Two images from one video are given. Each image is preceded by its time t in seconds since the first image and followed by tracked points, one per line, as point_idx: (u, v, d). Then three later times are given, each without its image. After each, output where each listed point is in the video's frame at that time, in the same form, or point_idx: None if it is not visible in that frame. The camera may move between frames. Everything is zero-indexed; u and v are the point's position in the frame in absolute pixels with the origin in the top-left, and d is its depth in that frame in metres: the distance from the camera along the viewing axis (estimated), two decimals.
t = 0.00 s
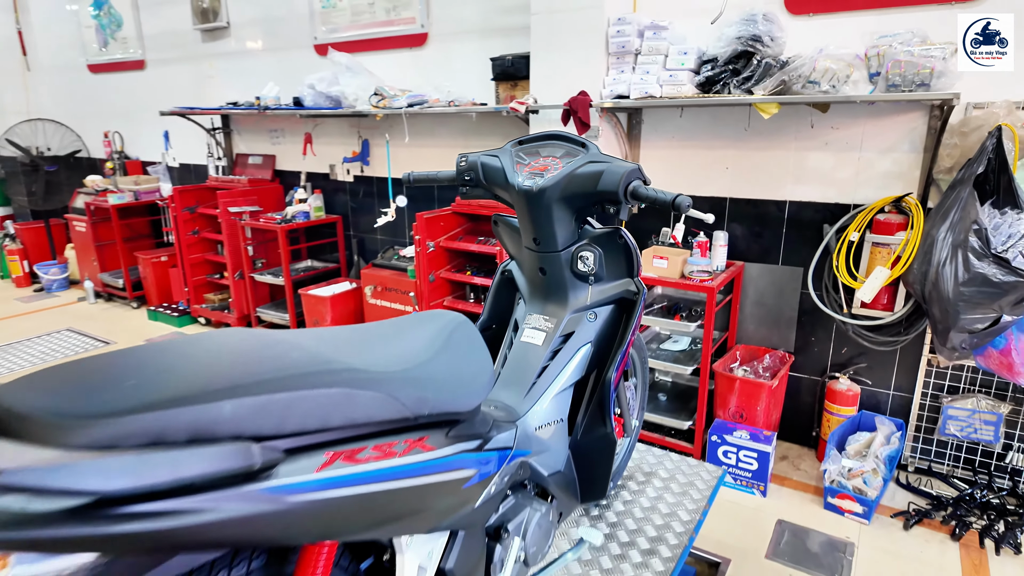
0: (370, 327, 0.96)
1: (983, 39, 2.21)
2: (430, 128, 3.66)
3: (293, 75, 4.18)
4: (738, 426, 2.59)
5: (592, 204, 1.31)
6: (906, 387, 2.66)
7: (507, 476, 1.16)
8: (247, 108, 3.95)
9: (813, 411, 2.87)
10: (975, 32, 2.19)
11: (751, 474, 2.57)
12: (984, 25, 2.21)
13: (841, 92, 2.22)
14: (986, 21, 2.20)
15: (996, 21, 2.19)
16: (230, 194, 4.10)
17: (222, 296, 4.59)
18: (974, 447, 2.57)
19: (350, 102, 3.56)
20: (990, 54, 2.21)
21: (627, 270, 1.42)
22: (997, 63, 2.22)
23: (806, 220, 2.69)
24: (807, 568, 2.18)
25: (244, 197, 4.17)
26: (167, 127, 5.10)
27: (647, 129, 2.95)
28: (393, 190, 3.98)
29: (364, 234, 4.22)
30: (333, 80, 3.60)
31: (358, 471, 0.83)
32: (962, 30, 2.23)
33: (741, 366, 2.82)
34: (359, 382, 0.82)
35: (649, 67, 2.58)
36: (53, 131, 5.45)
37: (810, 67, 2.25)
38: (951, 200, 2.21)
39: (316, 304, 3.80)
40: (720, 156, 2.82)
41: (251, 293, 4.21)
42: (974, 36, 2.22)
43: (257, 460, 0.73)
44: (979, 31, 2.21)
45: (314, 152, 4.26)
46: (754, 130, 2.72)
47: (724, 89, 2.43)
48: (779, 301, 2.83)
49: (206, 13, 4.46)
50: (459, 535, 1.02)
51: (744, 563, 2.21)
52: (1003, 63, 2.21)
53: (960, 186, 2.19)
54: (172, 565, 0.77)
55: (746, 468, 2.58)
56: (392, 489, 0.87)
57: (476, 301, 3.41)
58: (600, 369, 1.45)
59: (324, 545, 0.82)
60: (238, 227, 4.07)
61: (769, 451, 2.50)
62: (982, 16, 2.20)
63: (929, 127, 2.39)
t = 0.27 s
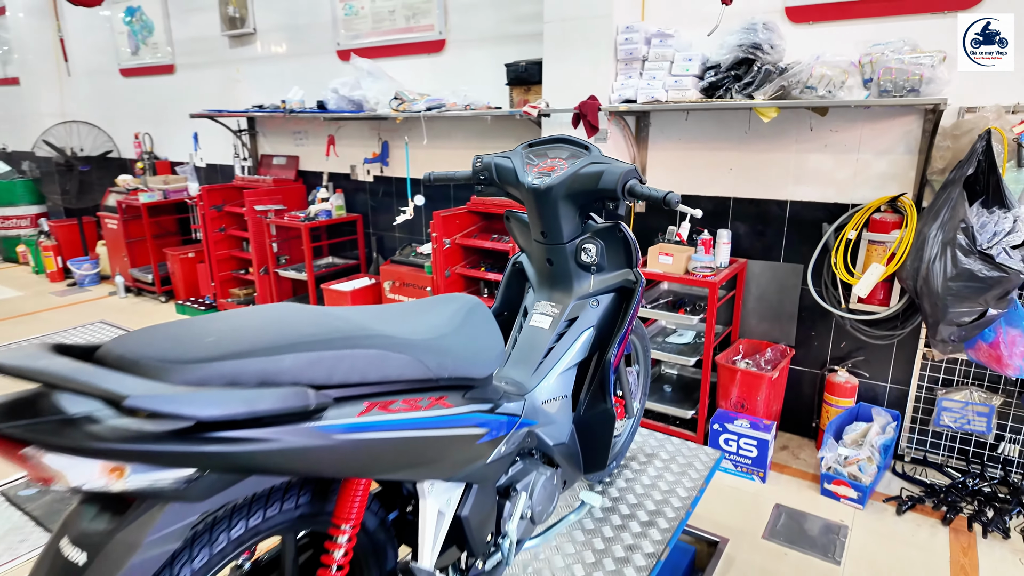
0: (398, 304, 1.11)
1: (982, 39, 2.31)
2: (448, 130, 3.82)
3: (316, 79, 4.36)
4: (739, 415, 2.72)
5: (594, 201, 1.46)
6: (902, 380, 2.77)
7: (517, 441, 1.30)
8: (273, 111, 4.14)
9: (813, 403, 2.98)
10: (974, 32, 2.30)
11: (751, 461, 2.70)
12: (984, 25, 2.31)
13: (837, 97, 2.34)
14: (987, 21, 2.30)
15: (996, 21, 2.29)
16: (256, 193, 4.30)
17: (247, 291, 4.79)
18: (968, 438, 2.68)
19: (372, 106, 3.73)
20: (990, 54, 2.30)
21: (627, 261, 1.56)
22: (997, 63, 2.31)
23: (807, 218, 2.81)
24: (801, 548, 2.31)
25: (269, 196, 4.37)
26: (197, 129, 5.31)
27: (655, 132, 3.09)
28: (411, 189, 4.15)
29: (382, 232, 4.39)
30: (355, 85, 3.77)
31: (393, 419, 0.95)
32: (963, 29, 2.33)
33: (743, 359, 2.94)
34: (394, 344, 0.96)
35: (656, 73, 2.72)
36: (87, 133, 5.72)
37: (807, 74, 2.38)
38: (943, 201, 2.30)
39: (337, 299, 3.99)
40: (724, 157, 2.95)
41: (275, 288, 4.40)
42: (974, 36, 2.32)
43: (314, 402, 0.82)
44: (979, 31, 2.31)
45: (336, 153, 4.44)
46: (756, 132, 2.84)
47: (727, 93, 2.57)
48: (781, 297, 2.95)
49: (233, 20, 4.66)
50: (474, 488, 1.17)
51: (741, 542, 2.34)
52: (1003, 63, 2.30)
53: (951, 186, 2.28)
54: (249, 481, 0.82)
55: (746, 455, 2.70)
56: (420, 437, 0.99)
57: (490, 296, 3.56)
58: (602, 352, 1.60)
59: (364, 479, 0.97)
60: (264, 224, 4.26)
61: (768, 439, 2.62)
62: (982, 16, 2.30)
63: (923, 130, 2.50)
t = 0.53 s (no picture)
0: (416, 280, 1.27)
1: (982, 39, 2.40)
2: (464, 130, 3.98)
3: (339, 81, 4.55)
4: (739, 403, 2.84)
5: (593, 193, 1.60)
6: (899, 371, 2.87)
7: (521, 407, 1.44)
8: (299, 112, 4.33)
9: (813, 394, 3.10)
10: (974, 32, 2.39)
11: (750, 446, 2.81)
12: (985, 25, 2.40)
13: (833, 98, 2.46)
14: (986, 21, 2.39)
15: (997, 21, 2.38)
16: (281, 190, 4.50)
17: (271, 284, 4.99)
18: (963, 427, 2.77)
19: (392, 107, 3.90)
20: (990, 54, 2.39)
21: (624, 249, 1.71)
22: (997, 63, 2.40)
23: (807, 215, 2.92)
24: (795, 527, 2.43)
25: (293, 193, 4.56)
26: (225, 129, 5.54)
27: (662, 132, 3.22)
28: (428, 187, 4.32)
29: (401, 229, 4.56)
30: (376, 87, 3.94)
31: (411, 373, 1.10)
32: (964, 29, 2.42)
33: (745, 350, 3.06)
34: (412, 312, 1.12)
35: (662, 76, 2.85)
36: (120, 133, 5.97)
37: (805, 76, 2.51)
38: (935, 198, 2.40)
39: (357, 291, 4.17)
40: (728, 156, 3.07)
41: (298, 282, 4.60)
42: (975, 36, 2.41)
43: (347, 353, 0.97)
44: (979, 31, 2.40)
45: (357, 152, 4.63)
46: (759, 132, 2.96)
47: (729, 95, 2.69)
48: (782, 291, 3.06)
49: (261, 25, 4.86)
50: (481, 445, 1.32)
51: (738, 520, 2.47)
52: (1003, 63, 2.39)
53: (944, 184, 2.38)
54: (287, 422, 0.96)
55: (746, 441, 2.82)
56: (434, 391, 1.14)
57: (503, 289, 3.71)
58: (600, 332, 1.74)
59: (384, 427, 1.11)
60: (288, 220, 4.46)
61: (766, 425, 2.74)
62: (981, 16, 2.39)
63: (918, 130, 2.60)
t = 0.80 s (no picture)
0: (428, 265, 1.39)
1: (983, 39, 2.46)
2: (480, 130, 4.11)
3: (361, 82, 4.71)
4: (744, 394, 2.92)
5: (595, 186, 1.72)
6: (902, 365, 2.93)
7: (524, 384, 1.55)
8: (322, 112, 4.49)
9: (818, 388, 3.17)
10: (974, 32, 2.45)
11: (754, 436, 2.89)
12: (984, 24, 2.45)
13: (835, 98, 2.54)
14: (987, 21, 2.45)
15: (997, 20, 2.44)
16: (304, 187, 4.67)
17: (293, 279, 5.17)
18: (965, 421, 2.82)
19: (411, 107, 4.03)
20: (990, 54, 2.45)
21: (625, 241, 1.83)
22: (997, 63, 2.46)
23: (812, 212, 3.00)
24: (794, 513, 2.50)
25: (316, 191, 4.74)
26: (252, 128, 5.73)
27: (671, 131, 3.31)
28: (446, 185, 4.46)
29: (419, 226, 4.70)
30: (396, 88, 4.08)
31: (420, 345, 1.22)
32: (964, 29, 2.48)
33: (752, 344, 3.14)
34: (423, 290, 1.24)
35: (670, 76, 2.95)
36: (152, 132, 6.20)
37: (808, 77, 2.60)
38: (935, 195, 2.47)
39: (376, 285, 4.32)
40: (736, 154, 3.15)
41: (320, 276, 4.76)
42: (975, 36, 2.47)
43: (363, 324, 1.10)
44: (979, 31, 2.46)
45: (378, 151, 4.78)
46: (766, 131, 3.04)
47: (735, 95, 2.78)
48: (788, 287, 3.13)
49: (286, 28, 5.04)
50: (486, 417, 1.43)
51: (739, 506, 2.55)
52: (1003, 63, 2.45)
53: (944, 182, 2.45)
54: (314, 384, 1.09)
55: (750, 432, 2.90)
56: (441, 363, 1.26)
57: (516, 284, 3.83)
58: (601, 319, 1.85)
59: (395, 393, 1.21)
60: (312, 217, 4.64)
61: (770, 416, 2.82)
62: (982, 16, 2.45)
63: (921, 129, 2.67)
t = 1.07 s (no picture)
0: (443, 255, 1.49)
1: (982, 39, 2.51)
2: (496, 128, 4.20)
3: (381, 82, 4.83)
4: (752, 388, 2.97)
5: (603, 181, 1.81)
6: (910, 360, 2.97)
7: (533, 368, 1.63)
8: (343, 111, 4.62)
9: (826, 383, 3.22)
10: (974, 32, 2.50)
11: (762, 429, 2.94)
12: (983, 25, 2.50)
13: (842, 97, 2.60)
14: (987, 22, 2.50)
15: (995, 20, 2.49)
16: (325, 185, 4.81)
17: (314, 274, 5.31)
18: (972, 416, 2.84)
19: (429, 107, 4.14)
20: (989, 54, 2.50)
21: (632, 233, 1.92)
22: (997, 63, 2.51)
23: (821, 209, 3.04)
24: (799, 502, 2.55)
25: (336, 188, 4.87)
26: (275, 127, 5.89)
27: (682, 130, 3.38)
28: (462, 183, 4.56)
29: (435, 223, 4.81)
30: (415, 88, 4.19)
31: (434, 326, 1.32)
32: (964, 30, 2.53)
33: (761, 339, 3.19)
34: (438, 275, 1.34)
35: (682, 76, 3.01)
36: (179, 132, 6.39)
37: (816, 76, 2.64)
38: (942, 192, 2.51)
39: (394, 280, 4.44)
40: (747, 152, 3.21)
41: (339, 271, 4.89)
42: (975, 36, 2.52)
43: (382, 305, 1.20)
44: (979, 31, 2.51)
45: (397, 150, 4.89)
46: (776, 130, 3.09)
47: (745, 94, 2.84)
48: (797, 283, 3.18)
49: (309, 30, 5.18)
50: (496, 397, 1.52)
51: (744, 496, 2.61)
52: (1003, 63, 2.50)
53: (951, 179, 2.49)
54: (337, 358, 1.19)
55: (757, 424, 2.95)
56: (454, 343, 1.36)
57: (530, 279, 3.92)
58: (607, 309, 1.94)
59: (412, 370, 1.32)
60: (332, 213, 4.78)
61: (777, 409, 2.87)
62: (983, 16, 2.50)
63: (929, 128, 2.71)
